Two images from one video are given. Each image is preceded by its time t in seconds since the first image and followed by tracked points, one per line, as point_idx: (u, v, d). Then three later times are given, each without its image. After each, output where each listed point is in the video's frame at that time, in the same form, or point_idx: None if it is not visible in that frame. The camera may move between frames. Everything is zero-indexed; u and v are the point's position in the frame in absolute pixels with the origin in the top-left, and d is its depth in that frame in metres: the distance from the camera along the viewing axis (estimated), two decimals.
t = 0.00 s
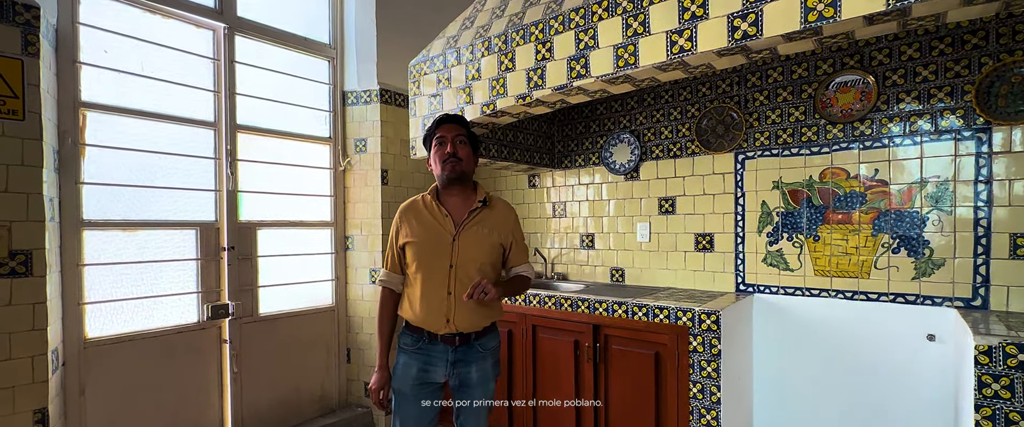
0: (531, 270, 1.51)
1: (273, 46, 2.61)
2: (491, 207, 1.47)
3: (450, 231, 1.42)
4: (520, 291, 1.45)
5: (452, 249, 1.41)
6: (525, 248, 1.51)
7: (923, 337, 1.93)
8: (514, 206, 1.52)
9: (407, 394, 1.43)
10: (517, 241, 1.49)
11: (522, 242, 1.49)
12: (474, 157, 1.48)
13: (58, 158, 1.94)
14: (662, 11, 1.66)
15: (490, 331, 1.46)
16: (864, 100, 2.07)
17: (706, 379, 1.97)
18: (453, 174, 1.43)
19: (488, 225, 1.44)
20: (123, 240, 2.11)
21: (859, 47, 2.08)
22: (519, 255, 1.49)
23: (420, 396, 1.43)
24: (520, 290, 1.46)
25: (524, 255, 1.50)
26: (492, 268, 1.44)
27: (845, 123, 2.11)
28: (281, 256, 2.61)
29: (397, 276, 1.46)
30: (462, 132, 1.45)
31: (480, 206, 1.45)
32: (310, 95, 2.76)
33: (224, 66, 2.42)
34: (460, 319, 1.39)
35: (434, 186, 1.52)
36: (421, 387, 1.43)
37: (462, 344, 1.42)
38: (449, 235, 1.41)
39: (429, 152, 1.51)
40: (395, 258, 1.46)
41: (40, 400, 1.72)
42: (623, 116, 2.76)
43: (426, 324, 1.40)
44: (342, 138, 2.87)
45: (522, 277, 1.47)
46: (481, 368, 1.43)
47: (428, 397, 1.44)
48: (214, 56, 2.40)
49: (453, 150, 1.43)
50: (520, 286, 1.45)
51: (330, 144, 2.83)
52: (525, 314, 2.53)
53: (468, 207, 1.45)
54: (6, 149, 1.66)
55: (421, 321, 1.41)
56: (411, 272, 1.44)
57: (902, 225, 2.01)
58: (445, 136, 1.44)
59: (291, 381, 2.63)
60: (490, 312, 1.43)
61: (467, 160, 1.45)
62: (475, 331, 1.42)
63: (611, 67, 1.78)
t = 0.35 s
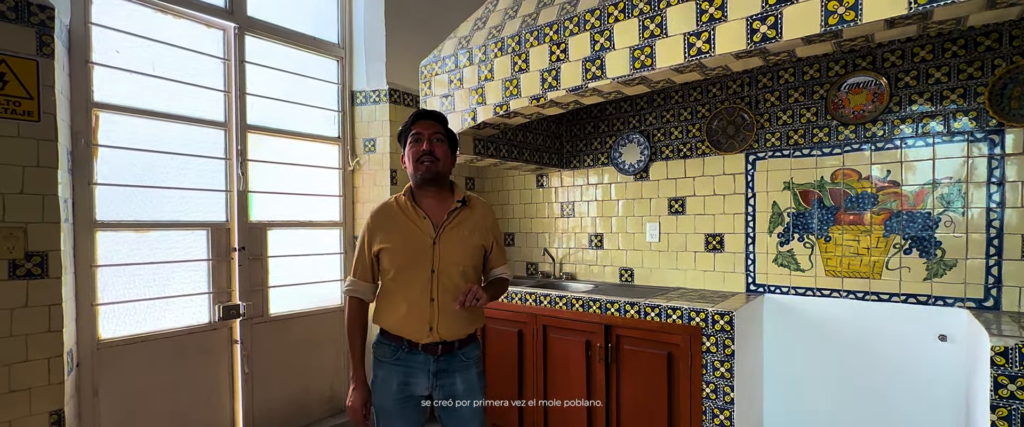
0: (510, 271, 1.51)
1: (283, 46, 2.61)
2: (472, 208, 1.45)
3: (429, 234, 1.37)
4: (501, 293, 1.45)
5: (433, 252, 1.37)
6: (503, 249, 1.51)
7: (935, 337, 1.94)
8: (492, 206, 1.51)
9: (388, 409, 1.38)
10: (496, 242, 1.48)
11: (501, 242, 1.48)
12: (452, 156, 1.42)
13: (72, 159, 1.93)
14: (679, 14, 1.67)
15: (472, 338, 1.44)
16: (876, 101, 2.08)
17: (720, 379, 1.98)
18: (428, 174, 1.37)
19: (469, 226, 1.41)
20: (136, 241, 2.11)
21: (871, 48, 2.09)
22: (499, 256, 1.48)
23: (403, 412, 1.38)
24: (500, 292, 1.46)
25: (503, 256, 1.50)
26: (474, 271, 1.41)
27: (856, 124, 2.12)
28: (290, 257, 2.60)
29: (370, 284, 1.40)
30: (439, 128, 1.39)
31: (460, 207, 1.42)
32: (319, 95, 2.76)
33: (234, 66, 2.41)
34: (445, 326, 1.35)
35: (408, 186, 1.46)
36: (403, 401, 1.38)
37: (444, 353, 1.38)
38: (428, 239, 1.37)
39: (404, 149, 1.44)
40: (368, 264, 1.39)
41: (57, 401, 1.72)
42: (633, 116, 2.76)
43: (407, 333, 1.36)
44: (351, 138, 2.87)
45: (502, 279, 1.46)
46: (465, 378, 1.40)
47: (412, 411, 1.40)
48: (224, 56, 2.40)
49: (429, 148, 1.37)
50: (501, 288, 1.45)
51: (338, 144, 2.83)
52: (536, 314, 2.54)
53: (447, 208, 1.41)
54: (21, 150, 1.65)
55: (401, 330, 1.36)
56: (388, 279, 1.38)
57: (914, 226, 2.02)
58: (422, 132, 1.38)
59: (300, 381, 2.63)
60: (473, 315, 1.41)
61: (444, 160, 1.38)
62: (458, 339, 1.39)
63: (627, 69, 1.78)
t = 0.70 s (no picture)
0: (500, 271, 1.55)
1: (291, 46, 2.61)
2: (464, 209, 1.47)
3: (424, 237, 1.37)
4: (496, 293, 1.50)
5: (429, 255, 1.37)
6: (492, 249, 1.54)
7: (942, 337, 1.96)
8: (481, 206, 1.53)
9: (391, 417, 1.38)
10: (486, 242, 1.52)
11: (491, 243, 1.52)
12: (444, 157, 1.42)
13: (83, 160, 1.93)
14: (692, 16, 1.67)
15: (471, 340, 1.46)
16: (885, 102, 2.08)
17: (730, 379, 1.99)
18: (421, 177, 1.36)
19: (462, 228, 1.43)
20: (147, 241, 2.11)
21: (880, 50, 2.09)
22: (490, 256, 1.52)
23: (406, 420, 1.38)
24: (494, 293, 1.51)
25: (493, 257, 1.54)
26: (469, 272, 1.44)
27: (865, 126, 2.13)
28: (298, 257, 2.61)
29: (362, 291, 1.36)
30: (432, 130, 1.38)
31: (453, 208, 1.43)
32: (327, 95, 2.76)
33: (243, 67, 2.40)
34: (445, 329, 1.36)
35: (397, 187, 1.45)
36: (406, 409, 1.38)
37: (445, 357, 1.39)
38: (423, 241, 1.37)
39: (392, 147, 1.43)
40: (360, 270, 1.35)
41: (70, 403, 1.72)
42: (640, 117, 2.77)
43: (407, 340, 1.35)
44: (358, 138, 2.87)
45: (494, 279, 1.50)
46: (467, 381, 1.43)
47: (415, 418, 1.40)
48: (233, 57, 2.39)
49: (422, 150, 1.36)
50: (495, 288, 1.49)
51: (346, 144, 2.83)
52: (544, 314, 2.55)
53: (440, 210, 1.42)
54: (35, 152, 1.65)
55: (400, 336, 1.35)
56: (383, 284, 1.36)
57: (922, 227, 2.03)
58: (412, 133, 1.37)
59: (308, 380, 2.64)
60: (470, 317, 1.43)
61: (436, 161, 1.38)
62: (456, 343, 1.40)
63: (639, 71, 1.79)
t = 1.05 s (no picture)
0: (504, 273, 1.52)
1: (294, 44, 2.60)
2: (465, 209, 1.46)
3: (425, 237, 1.37)
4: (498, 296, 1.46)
5: (430, 256, 1.36)
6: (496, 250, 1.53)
7: (944, 336, 1.97)
8: (483, 207, 1.53)
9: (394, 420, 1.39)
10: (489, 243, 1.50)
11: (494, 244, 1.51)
12: (445, 157, 1.41)
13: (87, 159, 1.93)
14: (698, 16, 1.67)
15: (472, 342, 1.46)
16: (889, 102, 2.09)
17: (733, 378, 2.00)
18: (423, 179, 1.36)
19: (464, 228, 1.42)
20: (151, 240, 2.11)
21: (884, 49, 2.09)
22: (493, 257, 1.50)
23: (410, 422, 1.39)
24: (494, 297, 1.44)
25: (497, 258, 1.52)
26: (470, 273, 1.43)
27: (869, 125, 2.13)
28: (301, 256, 2.61)
29: (363, 293, 1.37)
30: (434, 130, 1.38)
31: (454, 208, 1.43)
32: (329, 94, 2.75)
33: (245, 65, 2.40)
34: (446, 332, 1.36)
35: (399, 187, 1.45)
36: (409, 412, 1.39)
37: (448, 360, 1.39)
38: (424, 242, 1.37)
39: (393, 145, 1.42)
40: (361, 271, 1.36)
41: (75, 402, 1.72)
42: (643, 115, 2.78)
43: (408, 342, 1.35)
44: (361, 136, 2.87)
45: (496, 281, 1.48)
46: (470, 384, 1.43)
47: (418, 421, 1.41)
48: (236, 55, 2.39)
49: (424, 152, 1.35)
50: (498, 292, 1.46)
51: (348, 142, 2.83)
52: (546, 313, 2.55)
53: (440, 210, 1.42)
54: (39, 151, 1.64)
55: (402, 339, 1.35)
56: (384, 285, 1.36)
57: (925, 226, 2.04)
58: (415, 133, 1.36)
59: (311, 379, 2.64)
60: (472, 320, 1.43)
61: (438, 162, 1.38)
62: (458, 345, 1.40)
63: (645, 71, 1.79)
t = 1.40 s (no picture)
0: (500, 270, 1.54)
1: (293, 40, 2.59)
2: (461, 205, 1.46)
3: (421, 234, 1.36)
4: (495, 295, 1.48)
5: (427, 253, 1.36)
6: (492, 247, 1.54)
7: (943, 333, 1.97)
8: (479, 202, 1.53)
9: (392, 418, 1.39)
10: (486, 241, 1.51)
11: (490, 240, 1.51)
12: (439, 153, 1.41)
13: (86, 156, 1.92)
14: (700, 11, 1.67)
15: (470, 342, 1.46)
16: (889, 98, 2.09)
17: (733, 374, 2.00)
18: (418, 174, 1.35)
19: (460, 224, 1.42)
20: (150, 237, 2.11)
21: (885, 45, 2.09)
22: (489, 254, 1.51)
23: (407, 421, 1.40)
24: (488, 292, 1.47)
25: (493, 254, 1.53)
26: (468, 270, 1.43)
27: (869, 122, 2.13)
28: (300, 252, 2.61)
29: (359, 291, 1.36)
30: (428, 125, 1.38)
31: (450, 204, 1.43)
32: (328, 89, 2.74)
33: (244, 61, 2.39)
34: (445, 330, 1.37)
35: (393, 184, 1.44)
36: (407, 411, 1.39)
37: (445, 359, 1.39)
38: (421, 239, 1.36)
39: (386, 141, 1.41)
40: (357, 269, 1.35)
41: (75, 399, 1.72)
42: (643, 112, 2.77)
43: (406, 341, 1.35)
44: (360, 133, 2.87)
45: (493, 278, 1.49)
46: (467, 383, 1.43)
47: (415, 420, 1.41)
48: (234, 51, 2.37)
49: (419, 147, 1.35)
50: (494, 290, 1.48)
51: (347, 138, 2.83)
52: (546, 309, 2.55)
53: (436, 207, 1.42)
54: (37, 148, 1.64)
55: (399, 338, 1.35)
56: (380, 283, 1.35)
57: (925, 223, 2.04)
58: (409, 128, 1.36)
59: (311, 375, 2.64)
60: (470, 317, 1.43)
61: (433, 158, 1.37)
62: (456, 344, 1.40)
63: (645, 67, 1.79)
